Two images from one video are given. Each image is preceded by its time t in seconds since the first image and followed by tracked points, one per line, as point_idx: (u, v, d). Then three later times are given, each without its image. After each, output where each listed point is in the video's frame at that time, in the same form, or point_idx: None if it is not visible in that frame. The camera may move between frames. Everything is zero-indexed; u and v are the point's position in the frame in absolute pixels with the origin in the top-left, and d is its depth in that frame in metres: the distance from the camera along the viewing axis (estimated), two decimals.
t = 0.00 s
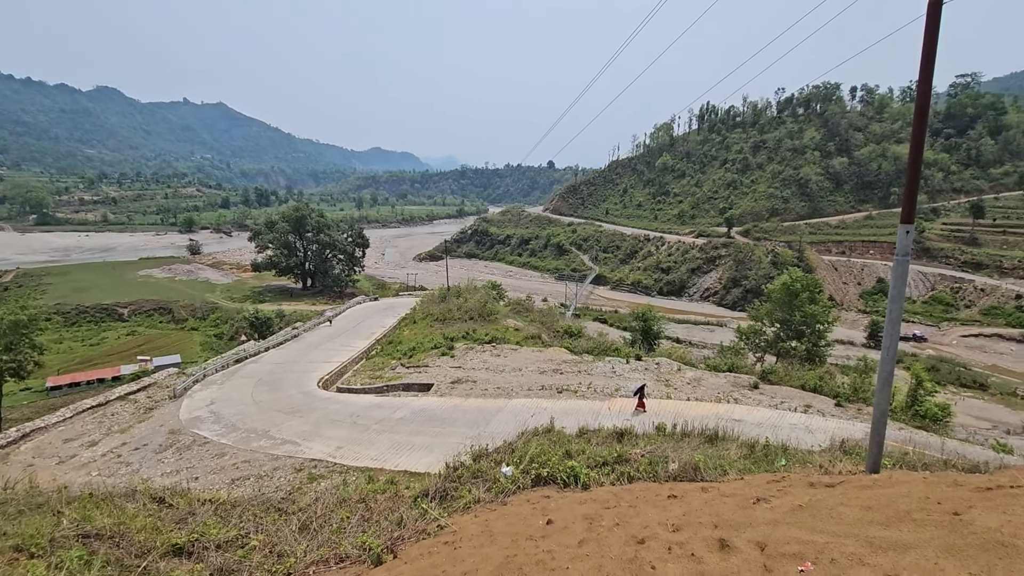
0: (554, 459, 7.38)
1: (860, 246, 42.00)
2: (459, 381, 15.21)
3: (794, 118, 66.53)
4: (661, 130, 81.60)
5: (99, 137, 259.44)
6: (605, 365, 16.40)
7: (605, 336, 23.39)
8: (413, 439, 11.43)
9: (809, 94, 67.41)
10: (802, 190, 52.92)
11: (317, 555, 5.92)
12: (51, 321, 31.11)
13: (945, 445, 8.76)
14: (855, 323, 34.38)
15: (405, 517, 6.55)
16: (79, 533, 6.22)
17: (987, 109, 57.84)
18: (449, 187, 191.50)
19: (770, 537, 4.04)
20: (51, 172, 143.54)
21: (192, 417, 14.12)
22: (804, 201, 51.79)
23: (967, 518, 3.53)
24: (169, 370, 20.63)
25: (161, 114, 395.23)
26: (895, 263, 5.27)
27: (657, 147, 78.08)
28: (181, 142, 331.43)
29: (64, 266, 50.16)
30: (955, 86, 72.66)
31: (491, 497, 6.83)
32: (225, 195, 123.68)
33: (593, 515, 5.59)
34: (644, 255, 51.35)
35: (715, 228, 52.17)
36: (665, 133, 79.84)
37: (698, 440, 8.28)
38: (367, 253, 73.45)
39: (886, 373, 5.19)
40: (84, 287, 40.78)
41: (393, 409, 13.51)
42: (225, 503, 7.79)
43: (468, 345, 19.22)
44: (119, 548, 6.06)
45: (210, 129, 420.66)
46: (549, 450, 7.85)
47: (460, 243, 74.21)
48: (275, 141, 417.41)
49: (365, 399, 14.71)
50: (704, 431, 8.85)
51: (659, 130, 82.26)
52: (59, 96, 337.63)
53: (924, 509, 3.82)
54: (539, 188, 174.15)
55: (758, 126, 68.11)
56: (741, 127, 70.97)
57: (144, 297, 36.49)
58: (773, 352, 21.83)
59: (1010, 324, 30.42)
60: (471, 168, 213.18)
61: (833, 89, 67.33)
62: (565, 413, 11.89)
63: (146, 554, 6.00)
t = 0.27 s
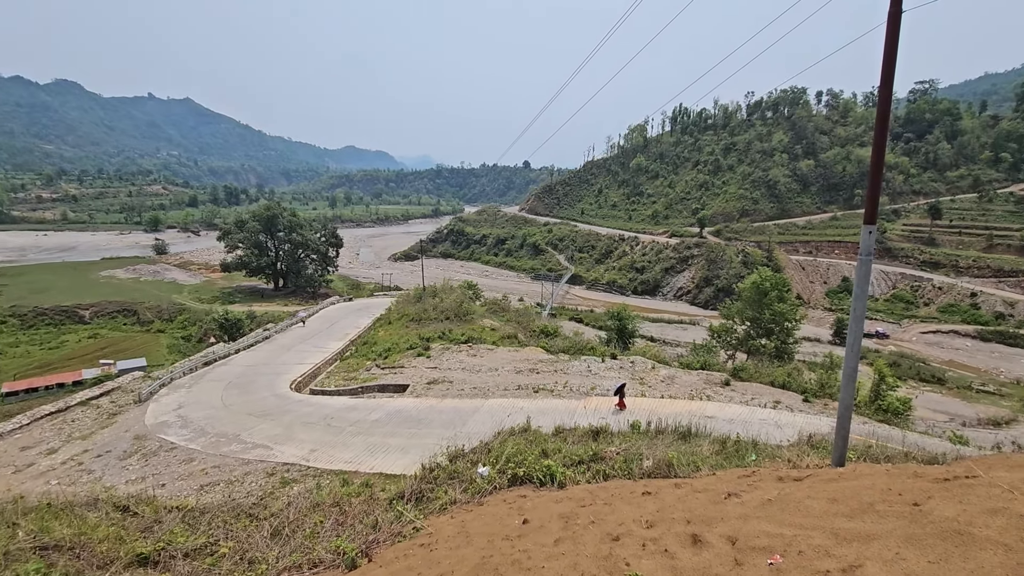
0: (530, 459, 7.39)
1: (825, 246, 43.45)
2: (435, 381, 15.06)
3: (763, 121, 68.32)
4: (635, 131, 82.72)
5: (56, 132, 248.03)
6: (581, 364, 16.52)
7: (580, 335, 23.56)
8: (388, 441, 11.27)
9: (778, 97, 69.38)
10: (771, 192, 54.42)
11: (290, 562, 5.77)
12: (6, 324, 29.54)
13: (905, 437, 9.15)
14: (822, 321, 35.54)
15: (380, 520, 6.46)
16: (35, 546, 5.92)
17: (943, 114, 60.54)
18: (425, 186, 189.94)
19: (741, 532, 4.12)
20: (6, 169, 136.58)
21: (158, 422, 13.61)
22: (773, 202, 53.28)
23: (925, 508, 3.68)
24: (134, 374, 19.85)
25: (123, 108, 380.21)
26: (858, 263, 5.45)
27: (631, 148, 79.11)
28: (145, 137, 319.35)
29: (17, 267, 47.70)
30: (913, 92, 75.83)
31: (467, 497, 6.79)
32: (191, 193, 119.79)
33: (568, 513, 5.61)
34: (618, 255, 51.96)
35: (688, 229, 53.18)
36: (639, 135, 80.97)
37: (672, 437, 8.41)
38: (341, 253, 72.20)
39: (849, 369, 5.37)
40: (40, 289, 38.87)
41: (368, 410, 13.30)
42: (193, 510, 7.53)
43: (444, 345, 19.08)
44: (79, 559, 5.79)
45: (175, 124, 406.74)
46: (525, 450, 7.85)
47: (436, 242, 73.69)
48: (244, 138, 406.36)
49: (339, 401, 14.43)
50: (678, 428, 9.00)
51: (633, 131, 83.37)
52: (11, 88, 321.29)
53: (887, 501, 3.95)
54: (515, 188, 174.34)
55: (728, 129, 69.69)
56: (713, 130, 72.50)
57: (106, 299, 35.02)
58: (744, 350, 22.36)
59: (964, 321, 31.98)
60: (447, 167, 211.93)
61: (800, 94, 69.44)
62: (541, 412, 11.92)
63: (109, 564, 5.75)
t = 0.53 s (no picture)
0: (507, 459, 7.38)
1: (794, 247, 44.78)
2: (411, 383, 14.89)
3: (734, 124, 69.96)
4: (610, 133, 83.65)
5: (9, 126, 236.06)
6: (557, 363, 16.61)
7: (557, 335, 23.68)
8: (363, 444, 11.08)
9: (748, 101, 71.17)
10: (742, 194, 55.80)
11: (262, 569, 5.61)
12: None
13: (868, 431, 9.50)
14: (790, 319, 36.62)
15: (355, 524, 6.34)
16: None
17: (903, 119, 63.06)
18: (400, 186, 188.00)
19: (714, 527, 4.19)
20: None
21: (123, 428, 13.08)
22: (744, 203, 54.64)
23: (888, 500, 3.80)
24: (96, 378, 19.04)
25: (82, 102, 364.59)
26: (825, 263, 5.62)
27: (606, 149, 79.97)
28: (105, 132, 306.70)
29: None
30: (875, 97, 78.80)
31: (444, 499, 6.73)
32: (156, 191, 115.68)
33: (545, 513, 5.61)
34: (594, 255, 52.46)
35: (662, 229, 54.07)
36: (613, 136, 81.92)
37: (647, 435, 8.51)
38: (314, 253, 70.82)
39: (817, 365, 5.54)
40: None
41: (343, 413, 13.06)
42: (160, 518, 7.26)
43: (420, 346, 18.91)
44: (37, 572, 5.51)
45: (138, 119, 392.02)
46: (502, 450, 7.83)
47: (411, 243, 73.02)
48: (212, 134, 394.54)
49: (313, 404, 14.12)
50: (653, 425, 9.12)
51: (608, 132, 84.29)
52: None
53: (853, 494, 4.08)
54: (491, 188, 174.14)
55: (701, 131, 71.13)
56: (686, 132, 73.89)
57: (64, 301, 33.50)
58: (716, 348, 22.85)
59: (922, 319, 33.43)
60: (422, 166, 210.29)
61: (769, 97, 71.37)
62: (518, 412, 11.92)
63: None
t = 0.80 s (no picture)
0: (484, 459, 7.35)
1: (763, 247, 46.02)
2: (387, 385, 14.68)
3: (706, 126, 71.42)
4: (585, 134, 84.39)
5: None
6: (534, 363, 16.65)
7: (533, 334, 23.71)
8: (338, 447, 10.87)
9: (719, 104, 72.75)
10: (714, 195, 57.06)
11: None
12: None
13: (835, 426, 9.82)
14: (760, 318, 37.61)
15: (330, 529, 6.20)
16: None
17: (867, 124, 65.44)
18: (374, 186, 185.65)
19: (689, 523, 4.25)
20: None
21: (85, 435, 12.51)
22: (716, 205, 55.88)
23: (855, 493, 3.92)
24: (56, 384, 18.19)
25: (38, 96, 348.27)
26: (793, 262, 5.77)
27: (581, 150, 80.61)
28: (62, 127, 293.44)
29: None
30: (840, 102, 81.56)
31: (421, 501, 6.65)
32: (119, 189, 111.33)
33: (522, 513, 5.59)
34: (570, 255, 52.83)
35: (637, 230, 54.83)
36: (589, 137, 82.65)
37: (623, 433, 8.59)
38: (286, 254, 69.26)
39: (786, 362, 5.69)
40: None
41: (317, 416, 12.78)
42: (126, 527, 6.98)
43: (396, 348, 18.68)
44: None
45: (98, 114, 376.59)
46: (479, 451, 7.79)
47: (387, 243, 72.17)
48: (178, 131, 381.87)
49: (286, 407, 13.78)
50: (628, 424, 9.21)
51: (583, 133, 84.99)
52: None
53: (821, 487, 4.20)
54: (467, 188, 173.66)
55: (674, 133, 72.41)
56: (659, 134, 75.11)
57: (20, 304, 31.89)
58: (690, 347, 23.27)
59: (884, 317, 34.79)
60: (397, 166, 208.13)
61: (739, 101, 73.08)
62: (495, 413, 11.88)
63: None
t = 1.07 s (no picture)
0: (460, 461, 7.29)
1: (733, 248, 47.21)
2: (361, 387, 14.43)
3: (677, 129, 72.88)
4: (560, 136, 85.00)
5: None
6: (509, 364, 16.65)
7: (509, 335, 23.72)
8: (310, 451, 10.63)
9: (690, 108, 74.35)
10: (685, 197, 58.25)
11: None
12: None
13: (802, 422, 10.13)
14: (730, 317, 38.60)
15: (302, 535, 6.05)
16: None
17: (830, 129, 67.90)
18: (347, 186, 182.72)
19: (662, 520, 4.30)
20: None
21: (42, 445, 11.89)
22: (687, 206, 57.07)
23: (821, 487, 4.04)
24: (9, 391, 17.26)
25: None
26: (761, 263, 5.92)
27: (555, 151, 81.12)
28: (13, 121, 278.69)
29: None
30: (805, 107, 84.29)
31: (395, 504, 6.55)
32: (75, 187, 106.45)
33: (498, 514, 5.56)
34: (545, 256, 53.11)
35: (610, 231, 55.50)
36: (563, 139, 83.28)
37: (597, 433, 8.65)
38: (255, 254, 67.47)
39: (755, 360, 5.82)
40: None
41: (288, 420, 12.47)
42: (86, 541, 6.66)
43: (370, 350, 18.40)
44: None
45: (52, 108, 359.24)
46: (455, 452, 7.73)
47: (360, 244, 71.10)
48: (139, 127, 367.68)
49: (256, 411, 13.39)
50: (603, 423, 9.30)
51: (557, 135, 85.58)
52: None
53: (788, 482, 4.32)
54: (442, 189, 172.68)
55: (646, 136, 73.63)
56: (632, 136, 76.19)
57: None
58: (662, 346, 23.67)
59: (847, 315, 36.13)
60: (370, 166, 205.41)
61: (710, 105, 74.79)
62: (470, 414, 11.82)
63: None
